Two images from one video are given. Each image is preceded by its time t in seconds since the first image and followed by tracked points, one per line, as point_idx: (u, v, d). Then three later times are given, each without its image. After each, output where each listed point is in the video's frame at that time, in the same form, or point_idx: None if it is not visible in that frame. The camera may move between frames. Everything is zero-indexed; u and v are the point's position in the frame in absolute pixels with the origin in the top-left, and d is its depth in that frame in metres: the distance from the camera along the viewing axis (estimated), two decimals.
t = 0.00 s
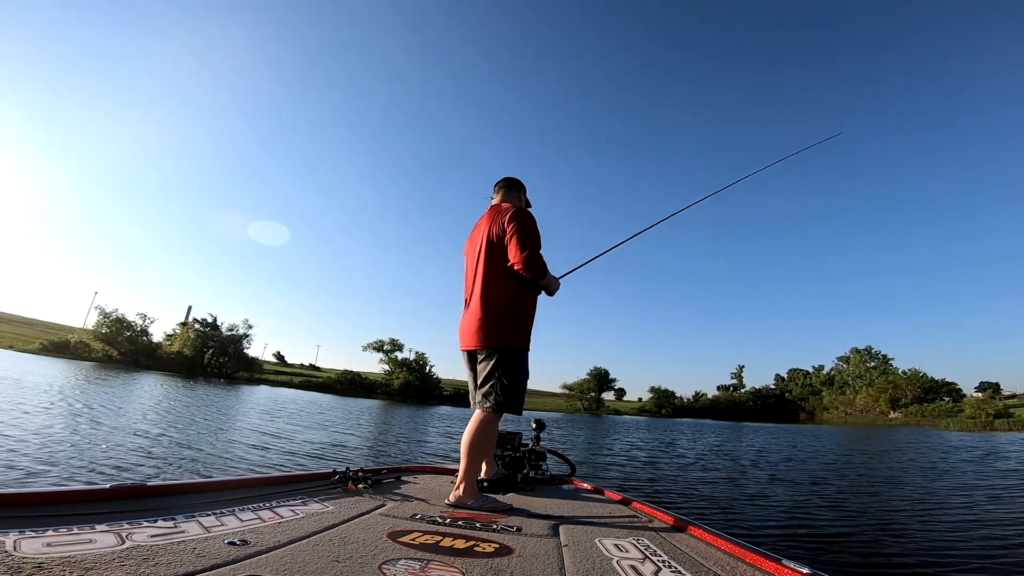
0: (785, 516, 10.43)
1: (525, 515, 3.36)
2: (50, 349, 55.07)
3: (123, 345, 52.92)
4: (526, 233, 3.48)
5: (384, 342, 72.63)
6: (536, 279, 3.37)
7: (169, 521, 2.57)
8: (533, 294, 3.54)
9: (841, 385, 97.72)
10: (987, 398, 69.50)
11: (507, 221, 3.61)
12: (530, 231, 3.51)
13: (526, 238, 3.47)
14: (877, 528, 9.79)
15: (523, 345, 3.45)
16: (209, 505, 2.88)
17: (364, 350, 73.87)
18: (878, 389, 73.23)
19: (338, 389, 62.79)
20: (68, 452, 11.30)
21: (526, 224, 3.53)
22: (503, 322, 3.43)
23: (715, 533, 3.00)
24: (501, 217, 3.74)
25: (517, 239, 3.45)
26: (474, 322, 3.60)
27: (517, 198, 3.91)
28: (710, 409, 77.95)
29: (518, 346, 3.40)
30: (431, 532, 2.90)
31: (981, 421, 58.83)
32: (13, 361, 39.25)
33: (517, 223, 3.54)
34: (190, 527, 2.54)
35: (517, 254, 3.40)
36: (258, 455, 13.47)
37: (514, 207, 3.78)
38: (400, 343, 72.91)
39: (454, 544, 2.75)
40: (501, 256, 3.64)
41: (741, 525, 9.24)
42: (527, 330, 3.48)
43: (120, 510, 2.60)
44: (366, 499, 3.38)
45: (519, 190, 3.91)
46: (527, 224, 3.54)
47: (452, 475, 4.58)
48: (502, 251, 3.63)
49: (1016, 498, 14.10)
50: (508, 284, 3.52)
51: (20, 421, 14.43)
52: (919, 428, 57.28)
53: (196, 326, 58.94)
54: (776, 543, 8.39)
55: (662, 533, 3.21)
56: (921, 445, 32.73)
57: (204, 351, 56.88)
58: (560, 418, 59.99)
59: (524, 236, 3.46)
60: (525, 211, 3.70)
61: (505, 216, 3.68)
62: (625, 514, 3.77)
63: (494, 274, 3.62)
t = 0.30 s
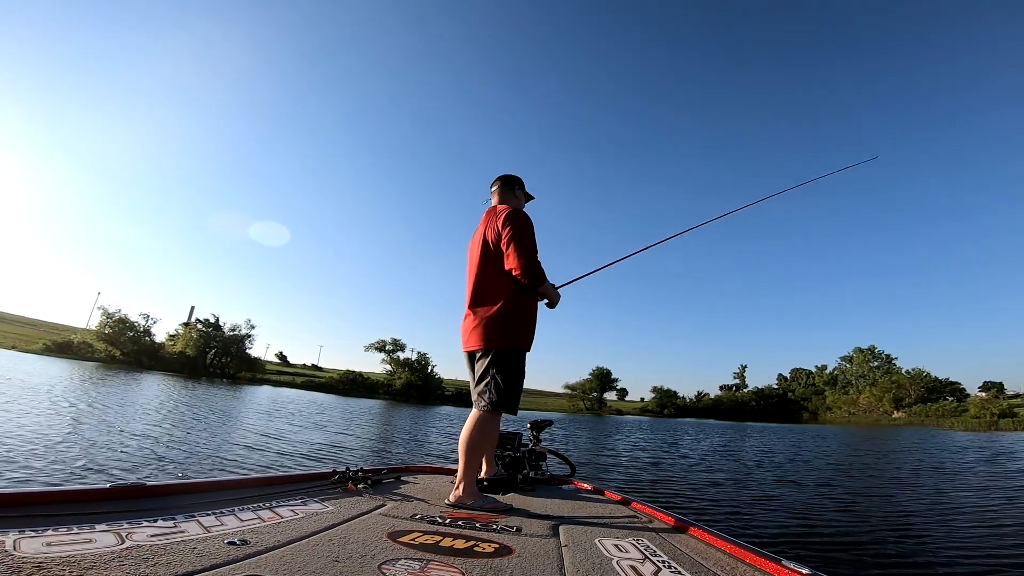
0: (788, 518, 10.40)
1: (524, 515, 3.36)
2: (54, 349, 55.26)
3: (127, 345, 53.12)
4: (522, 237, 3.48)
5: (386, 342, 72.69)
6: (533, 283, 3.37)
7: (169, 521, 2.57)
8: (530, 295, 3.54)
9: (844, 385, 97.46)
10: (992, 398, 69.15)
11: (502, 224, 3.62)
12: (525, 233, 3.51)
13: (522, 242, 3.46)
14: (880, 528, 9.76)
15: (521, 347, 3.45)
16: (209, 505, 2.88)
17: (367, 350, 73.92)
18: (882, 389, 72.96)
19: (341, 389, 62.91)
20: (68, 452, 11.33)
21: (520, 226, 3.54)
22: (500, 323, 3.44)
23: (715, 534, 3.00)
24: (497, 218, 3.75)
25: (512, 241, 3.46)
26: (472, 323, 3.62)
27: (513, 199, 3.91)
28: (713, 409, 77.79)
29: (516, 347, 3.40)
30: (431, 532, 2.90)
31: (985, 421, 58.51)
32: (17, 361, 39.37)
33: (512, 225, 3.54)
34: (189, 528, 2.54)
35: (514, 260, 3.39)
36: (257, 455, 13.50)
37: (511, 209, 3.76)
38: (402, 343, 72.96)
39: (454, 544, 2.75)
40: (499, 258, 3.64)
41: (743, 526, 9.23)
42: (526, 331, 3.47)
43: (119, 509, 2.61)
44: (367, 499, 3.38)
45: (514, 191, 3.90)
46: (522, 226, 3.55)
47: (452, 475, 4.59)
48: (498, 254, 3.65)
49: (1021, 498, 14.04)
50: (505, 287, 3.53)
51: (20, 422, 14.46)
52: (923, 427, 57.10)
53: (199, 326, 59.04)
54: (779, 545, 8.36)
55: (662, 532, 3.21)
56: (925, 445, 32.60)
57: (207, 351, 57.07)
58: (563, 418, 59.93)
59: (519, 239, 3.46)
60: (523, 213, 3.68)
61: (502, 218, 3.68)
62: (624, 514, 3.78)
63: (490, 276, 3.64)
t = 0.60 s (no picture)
0: (790, 518, 10.37)
1: (524, 515, 3.35)
2: (56, 350, 55.36)
3: (129, 346, 53.21)
4: (517, 237, 3.48)
5: (388, 342, 72.70)
6: (529, 281, 3.38)
7: (169, 521, 2.57)
8: (527, 293, 3.55)
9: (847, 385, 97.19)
10: (995, 397, 68.92)
11: (498, 224, 3.62)
12: (521, 232, 3.52)
13: (517, 241, 3.46)
14: (883, 529, 9.72)
15: (518, 346, 3.44)
16: (209, 505, 2.88)
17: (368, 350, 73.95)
18: (884, 389, 72.78)
19: (342, 389, 62.95)
20: (66, 452, 11.32)
21: (516, 225, 3.54)
22: (495, 322, 3.44)
23: (715, 534, 3.00)
24: (494, 219, 3.76)
25: (507, 240, 3.46)
26: (470, 323, 3.63)
27: (511, 199, 3.90)
28: (715, 409, 77.66)
29: (511, 346, 3.40)
30: (432, 532, 2.90)
31: (989, 421, 58.33)
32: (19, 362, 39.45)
33: (508, 225, 3.55)
34: (189, 528, 2.55)
35: (508, 259, 3.40)
36: (256, 455, 13.48)
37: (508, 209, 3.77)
38: (403, 343, 72.96)
39: (454, 543, 2.74)
40: (495, 259, 3.66)
41: (745, 527, 9.23)
42: (523, 329, 3.47)
43: (119, 509, 2.61)
44: (366, 499, 3.38)
45: (511, 190, 3.90)
46: (517, 226, 3.55)
47: (452, 475, 4.58)
48: (495, 254, 3.65)
49: None
50: (502, 285, 3.54)
51: (20, 422, 14.47)
52: (926, 427, 56.97)
53: (201, 326, 59.09)
54: (781, 546, 8.34)
55: (662, 532, 3.21)
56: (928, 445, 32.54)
57: (209, 352, 57.16)
58: (565, 418, 60.04)
59: (514, 239, 3.46)
60: (519, 213, 3.68)
61: (498, 219, 3.69)
62: (624, 514, 3.77)
63: (487, 277, 3.65)
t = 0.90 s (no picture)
0: (792, 519, 10.36)
1: (525, 515, 3.35)
2: (58, 350, 55.47)
3: (130, 345, 53.36)
4: (516, 236, 3.49)
5: (389, 342, 72.77)
6: (529, 281, 3.38)
7: (170, 520, 2.58)
8: (526, 292, 3.55)
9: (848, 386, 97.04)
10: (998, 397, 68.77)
11: (497, 224, 3.62)
12: (520, 232, 3.52)
13: (516, 241, 3.46)
14: (884, 529, 9.71)
15: (518, 345, 3.44)
16: (211, 505, 2.89)
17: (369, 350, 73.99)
18: (886, 389, 72.66)
19: (344, 389, 63.03)
20: (67, 452, 11.36)
21: (515, 226, 3.54)
22: (495, 321, 3.43)
23: (716, 533, 2.99)
24: (494, 219, 3.76)
25: (505, 240, 3.46)
26: (469, 322, 3.63)
27: (511, 199, 3.90)
28: (717, 409, 77.61)
29: (512, 344, 3.40)
30: (432, 532, 2.90)
31: (992, 421, 58.23)
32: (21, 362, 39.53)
33: (506, 225, 3.55)
34: (191, 527, 2.55)
35: (507, 259, 3.41)
36: (257, 455, 13.52)
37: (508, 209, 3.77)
38: (404, 343, 73.03)
39: (454, 544, 2.75)
40: (495, 258, 3.65)
41: (745, 527, 9.25)
42: (522, 328, 3.48)
43: (120, 509, 2.62)
44: (367, 499, 3.38)
45: (509, 190, 3.90)
46: (517, 226, 3.55)
47: (452, 475, 4.58)
48: (494, 254, 3.65)
49: None
50: (501, 284, 3.54)
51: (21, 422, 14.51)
52: (928, 427, 56.89)
53: (202, 326, 59.20)
54: (783, 547, 8.32)
55: (663, 533, 3.20)
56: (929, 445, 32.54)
57: (210, 352, 57.32)
58: (565, 418, 60.13)
59: (513, 238, 3.46)
60: (519, 214, 3.68)
61: (497, 218, 3.69)
62: (625, 513, 3.77)
63: (486, 276, 3.65)
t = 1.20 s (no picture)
0: (792, 518, 10.37)
1: (526, 515, 3.34)
2: (58, 350, 55.46)
3: (131, 345, 53.40)
4: (517, 237, 3.48)
5: (389, 342, 72.83)
6: (529, 281, 3.38)
7: (173, 521, 2.59)
8: (527, 292, 3.55)
9: (849, 386, 96.93)
10: (999, 398, 68.78)
11: (498, 224, 3.62)
12: (520, 232, 3.52)
13: (516, 242, 3.46)
14: (885, 529, 9.70)
15: (517, 345, 3.45)
16: (213, 506, 2.89)
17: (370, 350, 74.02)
18: (887, 390, 72.69)
19: (344, 389, 63.05)
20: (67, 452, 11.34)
21: (515, 226, 3.54)
22: (496, 321, 3.44)
23: (718, 533, 2.99)
24: (495, 219, 3.76)
25: (506, 240, 3.46)
26: (469, 321, 3.63)
27: (512, 199, 3.90)
28: (717, 409, 77.64)
29: (511, 345, 3.41)
30: (433, 532, 2.89)
31: (993, 421, 58.21)
32: (21, 362, 39.53)
33: (506, 225, 3.55)
34: (192, 528, 2.55)
35: (508, 260, 3.41)
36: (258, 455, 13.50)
37: (509, 209, 3.77)
38: (404, 343, 73.11)
39: (455, 544, 2.75)
40: (495, 259, 3.66)
41: (745, 527, 9.28)
42: (522, 329, 3.48)
43: (123, 509, 2.62)
44: (368, 499, 3.38)
45: (510, 190, 3.90)
46: (517, 226, 3.55)
47: (452, 475, 4.58)
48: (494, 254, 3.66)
49: None
50: (501, 285, 3.54)
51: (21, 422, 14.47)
52: (929, 428, 56.89)
53: (203, 326, 59.23)
54: (783, 544, 8.36)
55: (664, 532, 3.21)
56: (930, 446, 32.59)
57: (210, 352, 57.43)
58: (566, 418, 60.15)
59: (513, 238, 3.46)
60: (520, 214, 3.69)
61: (499, 219, 3.69)
62: (626, 513, 3.77)
63: (486, 276, 3.65)
